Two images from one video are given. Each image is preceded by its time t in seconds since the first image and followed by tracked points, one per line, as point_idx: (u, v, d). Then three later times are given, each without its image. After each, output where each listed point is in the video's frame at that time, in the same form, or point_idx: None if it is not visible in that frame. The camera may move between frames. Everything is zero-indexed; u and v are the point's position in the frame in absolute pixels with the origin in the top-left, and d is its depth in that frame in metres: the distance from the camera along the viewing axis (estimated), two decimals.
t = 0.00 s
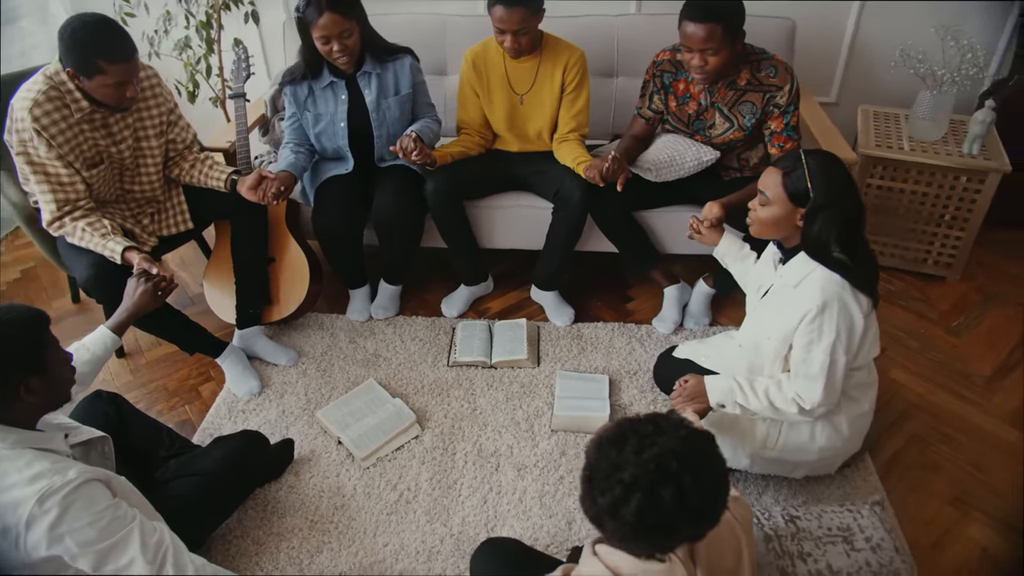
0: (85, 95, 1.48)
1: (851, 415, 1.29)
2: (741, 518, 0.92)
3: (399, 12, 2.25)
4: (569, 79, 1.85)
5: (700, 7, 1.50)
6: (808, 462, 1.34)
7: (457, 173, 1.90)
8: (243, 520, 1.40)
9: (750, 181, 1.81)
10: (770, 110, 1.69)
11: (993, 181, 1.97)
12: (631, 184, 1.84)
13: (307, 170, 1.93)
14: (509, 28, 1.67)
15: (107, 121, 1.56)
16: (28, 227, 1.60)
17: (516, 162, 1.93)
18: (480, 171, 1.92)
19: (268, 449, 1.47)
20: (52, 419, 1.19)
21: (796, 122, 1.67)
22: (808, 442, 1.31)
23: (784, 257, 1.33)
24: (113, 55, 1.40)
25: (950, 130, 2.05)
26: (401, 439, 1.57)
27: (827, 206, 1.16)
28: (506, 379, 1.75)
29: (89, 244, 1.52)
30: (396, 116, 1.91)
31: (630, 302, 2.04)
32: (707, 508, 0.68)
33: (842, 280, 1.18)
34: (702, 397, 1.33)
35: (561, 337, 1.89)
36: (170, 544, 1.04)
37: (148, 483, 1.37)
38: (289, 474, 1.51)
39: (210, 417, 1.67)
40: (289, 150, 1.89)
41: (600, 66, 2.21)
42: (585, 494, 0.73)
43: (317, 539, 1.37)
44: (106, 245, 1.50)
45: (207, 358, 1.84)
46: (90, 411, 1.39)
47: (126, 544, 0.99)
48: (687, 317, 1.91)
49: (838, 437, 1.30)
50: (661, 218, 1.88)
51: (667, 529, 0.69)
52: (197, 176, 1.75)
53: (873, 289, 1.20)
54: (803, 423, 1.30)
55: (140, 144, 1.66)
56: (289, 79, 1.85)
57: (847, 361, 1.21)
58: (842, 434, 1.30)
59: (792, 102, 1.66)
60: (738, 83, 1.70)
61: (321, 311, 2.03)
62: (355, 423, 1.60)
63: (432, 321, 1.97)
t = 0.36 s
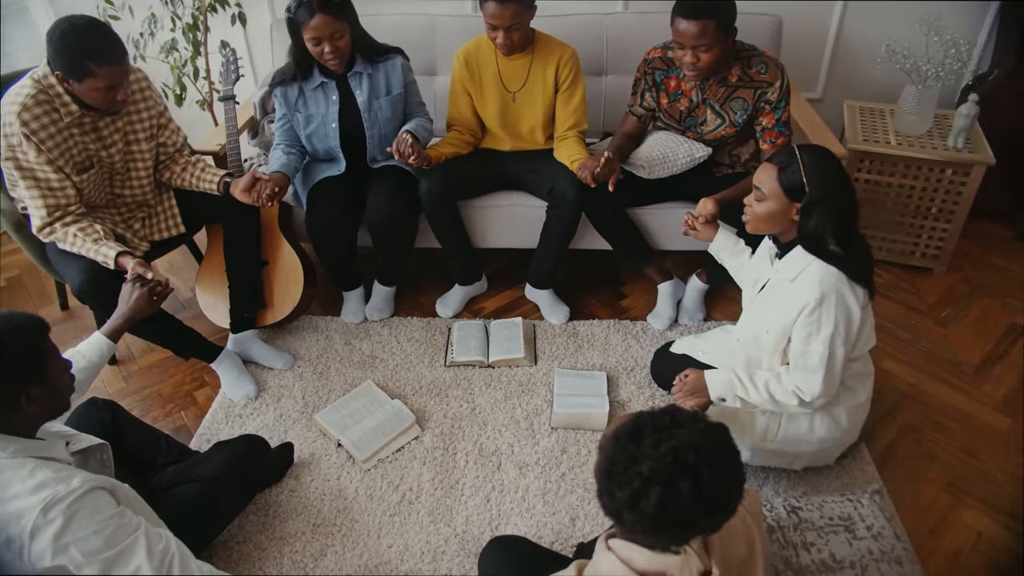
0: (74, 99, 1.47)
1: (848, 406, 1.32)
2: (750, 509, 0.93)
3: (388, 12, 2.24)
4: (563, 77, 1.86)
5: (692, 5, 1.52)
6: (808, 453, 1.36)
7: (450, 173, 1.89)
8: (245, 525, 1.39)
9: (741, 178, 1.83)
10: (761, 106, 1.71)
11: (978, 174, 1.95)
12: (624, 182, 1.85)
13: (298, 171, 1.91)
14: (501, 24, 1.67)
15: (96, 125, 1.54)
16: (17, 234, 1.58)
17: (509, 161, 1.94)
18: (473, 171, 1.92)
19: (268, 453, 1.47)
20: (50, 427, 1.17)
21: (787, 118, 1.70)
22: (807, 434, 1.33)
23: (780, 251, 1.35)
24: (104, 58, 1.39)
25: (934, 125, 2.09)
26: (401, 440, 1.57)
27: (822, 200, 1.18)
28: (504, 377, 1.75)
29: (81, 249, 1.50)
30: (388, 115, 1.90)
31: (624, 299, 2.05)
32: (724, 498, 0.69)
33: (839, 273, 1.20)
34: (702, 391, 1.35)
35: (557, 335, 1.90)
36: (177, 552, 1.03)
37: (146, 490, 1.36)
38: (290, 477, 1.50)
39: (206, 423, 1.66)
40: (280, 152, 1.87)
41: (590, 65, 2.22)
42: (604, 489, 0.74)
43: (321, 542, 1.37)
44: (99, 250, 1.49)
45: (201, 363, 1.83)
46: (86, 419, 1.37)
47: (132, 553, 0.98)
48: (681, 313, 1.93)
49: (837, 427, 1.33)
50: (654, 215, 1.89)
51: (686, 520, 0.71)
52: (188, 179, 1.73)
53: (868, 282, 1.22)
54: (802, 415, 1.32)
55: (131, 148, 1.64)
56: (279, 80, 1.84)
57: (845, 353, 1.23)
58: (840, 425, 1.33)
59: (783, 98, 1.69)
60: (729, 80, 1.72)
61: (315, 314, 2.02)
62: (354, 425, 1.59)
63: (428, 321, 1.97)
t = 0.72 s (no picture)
0: (68, 102, 1.45)
1: (852, 398, 1.33)
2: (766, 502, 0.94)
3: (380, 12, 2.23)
4: (560, 75, 1.86)
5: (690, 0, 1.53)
6: (812, 446, 1.37)
7: (449, 172, 1.89)
8: (251, 531, 1.38)
9: (737, 174, 1.85)
10: (758, 102, 1.73)
11: (969, 167, 1.98)
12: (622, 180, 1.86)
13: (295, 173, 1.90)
14: (499, 23, 1.67)
15: (91, 128, 1.52)
16: (10, 240, 1.56)
17: (506, 160, 1.94)
18: (470, 170, 1.91)
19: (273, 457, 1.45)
20: (54, 436, 1.15)
21: (783, 114, 1.71)
22: (812, 427, 1.34)
23: (782, 246, 1.36)
24: (98, 60, 1.37)
25: (924, 119, 2.11)
26: (406, 441, 1.56)
27: (824, 193, 1.19)
28: (506, 377, 1.75)
29: (77, 254, 1.48)
30: (386, 116, 1.88)
31: (622, 297, 2.06)
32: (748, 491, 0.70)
33: (841, 266, 1.21)
34: (707, 386, 1.36)
35: (557, 333, 1.90)
36: (187, 559, 1.03)
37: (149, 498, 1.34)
38: (294, 481, 1.49)
39: (207, 428, 1.64)
40: (277, 152, 1.85)
41: (584, 63, 2.22)
42: (627, 484, 0.74)
43: (329, 546, 1.36)
44: (96, 255, 1.47)
45: (199, 368, 1.81)
46: (87, 427, 1.35)
47: (143, 561, 0.97)
48: (680, 309, 1.94)
49: (841, 420, 1.34)
50: (652, 212, 1.90)
51: (711, 514, 0.71)
52: (183, 182, 1.72)
53: (870, 274, 1.23)
54: (807, 408, 1.33)
55: (125, 151, 1.62)
56: (276, 80, 1.83)
57: (849, 345, 1.24)
58: (844, 417, 1.34)
59: (780, 94, 1.70)
60: (726, 76, 1.74)
61: (313, 316, 2.01)
62: (358, 427, 1.58)
63: (427, 322, 1.96)
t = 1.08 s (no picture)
0: (65, 106, 1.43)
1: (856, 393, 1.34)
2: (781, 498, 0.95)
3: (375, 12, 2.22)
4: (558, 75, 1.86)
5: None
6: (818, 441, 1.38)
7: (448, 173, 1.88)
8: (257, 537, 1.37)
9: (735, 171, 1.88)
10: (757, 100, 1.75)
11: (963, 162, 2.00)
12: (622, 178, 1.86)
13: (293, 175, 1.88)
14: (498, 24, 1.67)
15: (87, 132, 1.50)
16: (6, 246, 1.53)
17: (505, 160, 1.93)
18: (470, 171, 1.91)
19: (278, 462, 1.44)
20: (59, 445, 1.14)
21: (782, 111, 1.73)
22: (818, 422, 1.35)
23: (786, 242, 1.36)
24: (96, 63, 1.35)
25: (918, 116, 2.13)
26: (411, 443, 1.56)
27: (829, 189, 1.20)
28: (509, 377, 1.75)
29: (76, 260, 1.46)
30: (386, 117, 1.88)
31: (622, 295, 2.06)
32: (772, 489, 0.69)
33: (847, 262, 1.22)
34: (713, 383, 1.36)
35: (558, 333, 1.90)
36: (199, 566, 1.03)
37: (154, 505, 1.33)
38: (300, 486, 1.48)
39: (209, 434, 1.63)
40: (275, 154, 1.84)
41: (580, 62, 2.22)
42: (650, 483, 0.74)
43: (337, 550, 1.35)
44: (95, 260, 1.45)
45: (198, 373, 1.79)
46: (88, 436, 1.33)
47: (156, 569, 0.97)
48: (680, 307, 1.94)
49: (846, 414, 1.35)
50: (651, 211, 1.90)
51: (735, 512, 0.71)
52: (181, 186, 1.70)
53: (875, 269, 1.24)
54: (812, 403, 1.34)
55: (122, 155, 1.61)
56: (275, 80, 1.81)
57: (855, 340, 1.25)
58: (849, 412, 1.35)
59: (779, 92, 1.72)
60: (726, 73, 1.76)
61: (312, 319, 1.99)
62: (362, 430, 1.57)
63: (428, 323, 1.95)
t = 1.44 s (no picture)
0: (62, 112, 1.41)
1: (861, 388, 1.36)
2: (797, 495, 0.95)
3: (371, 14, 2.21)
4: (556, 77, 1.86)
5: None
6: (824, 436, 1.39)
7: (449, 174, 1.88)
8: (266, 544, 1.36)
9: (733, 169, 1.90)
10: (756, 98, 1.77)
11: (956, 159, 2.03)
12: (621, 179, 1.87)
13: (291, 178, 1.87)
14: (497, 27, 1.67)
15: (85, 138, 1.49)
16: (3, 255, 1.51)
17: (504, 161, 1.94)
18: (469, 172, 1.91)
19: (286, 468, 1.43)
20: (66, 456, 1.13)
21: (780, 110, 1.76)
22: (824, 418, 1.36)
23: (790, 241, 1.37)
24: (94, 69, 1.33)
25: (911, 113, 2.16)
26: (417, 447, 1.55)
27: (833, 188, 1.21)
28: (513, 379, 1.75)
29: (76, 268, 1.45)
30: (387, 120, 1.88)
31: (621, 295, 2.07)
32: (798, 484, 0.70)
33: (852, 259, 1.23)
34: (720, 381, 1.37)
35: (560, 334, 1.90)
36: None
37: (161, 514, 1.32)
38: (307, 492, 1.47)
39: (212, 441, 1.61)
40: (274, 157, 1.83)
41: (576, 63, 2.22)
42: (676, 482, 0.75)
43: (348, 555, 1.34)
44: (95, 267, 1.43)
45: (199, 380, 1.77)
46: (93, 447, 1.31)
47: None
48: (680, 306, 1.95)
49: (851, 409, 1.36)
50: (650, 210, 1.91)
51: (761, 508, 0.72)
52: (180, 191, 1.69)
53: (878, 266, 1.26)
54: (818, 399, 1.35)
55: (119, 161, 1.59)
56: (275, 82, 1.80)
57: (860, 336, 1.27)
58: (854, 407, 1.37)
59: (777, 91, 1.75)
60: (724, 72, 1.78)
61: (312, 324, 1.98)
62: (368, 435, 1.56)
63: (429, 326, 1.95)
